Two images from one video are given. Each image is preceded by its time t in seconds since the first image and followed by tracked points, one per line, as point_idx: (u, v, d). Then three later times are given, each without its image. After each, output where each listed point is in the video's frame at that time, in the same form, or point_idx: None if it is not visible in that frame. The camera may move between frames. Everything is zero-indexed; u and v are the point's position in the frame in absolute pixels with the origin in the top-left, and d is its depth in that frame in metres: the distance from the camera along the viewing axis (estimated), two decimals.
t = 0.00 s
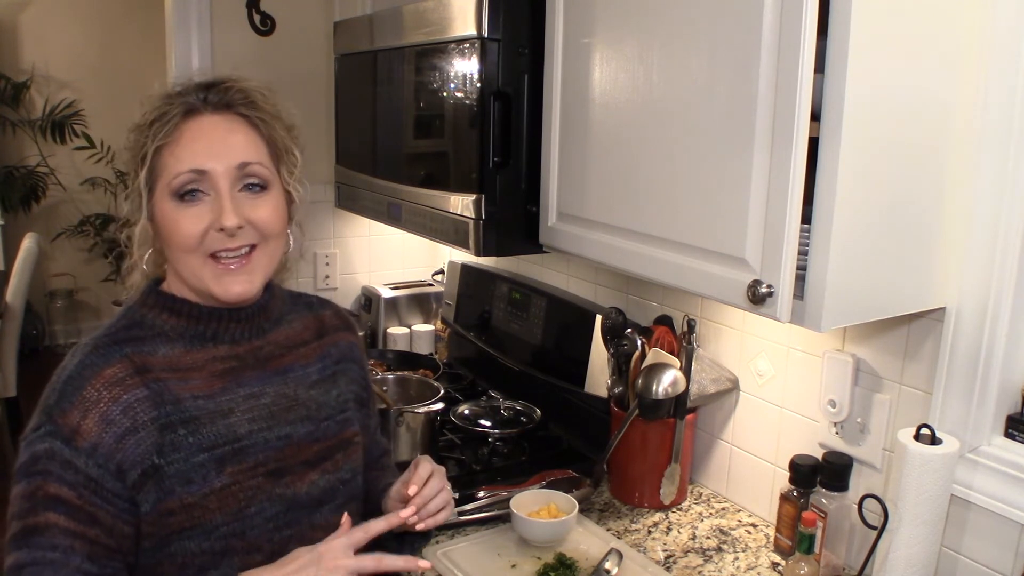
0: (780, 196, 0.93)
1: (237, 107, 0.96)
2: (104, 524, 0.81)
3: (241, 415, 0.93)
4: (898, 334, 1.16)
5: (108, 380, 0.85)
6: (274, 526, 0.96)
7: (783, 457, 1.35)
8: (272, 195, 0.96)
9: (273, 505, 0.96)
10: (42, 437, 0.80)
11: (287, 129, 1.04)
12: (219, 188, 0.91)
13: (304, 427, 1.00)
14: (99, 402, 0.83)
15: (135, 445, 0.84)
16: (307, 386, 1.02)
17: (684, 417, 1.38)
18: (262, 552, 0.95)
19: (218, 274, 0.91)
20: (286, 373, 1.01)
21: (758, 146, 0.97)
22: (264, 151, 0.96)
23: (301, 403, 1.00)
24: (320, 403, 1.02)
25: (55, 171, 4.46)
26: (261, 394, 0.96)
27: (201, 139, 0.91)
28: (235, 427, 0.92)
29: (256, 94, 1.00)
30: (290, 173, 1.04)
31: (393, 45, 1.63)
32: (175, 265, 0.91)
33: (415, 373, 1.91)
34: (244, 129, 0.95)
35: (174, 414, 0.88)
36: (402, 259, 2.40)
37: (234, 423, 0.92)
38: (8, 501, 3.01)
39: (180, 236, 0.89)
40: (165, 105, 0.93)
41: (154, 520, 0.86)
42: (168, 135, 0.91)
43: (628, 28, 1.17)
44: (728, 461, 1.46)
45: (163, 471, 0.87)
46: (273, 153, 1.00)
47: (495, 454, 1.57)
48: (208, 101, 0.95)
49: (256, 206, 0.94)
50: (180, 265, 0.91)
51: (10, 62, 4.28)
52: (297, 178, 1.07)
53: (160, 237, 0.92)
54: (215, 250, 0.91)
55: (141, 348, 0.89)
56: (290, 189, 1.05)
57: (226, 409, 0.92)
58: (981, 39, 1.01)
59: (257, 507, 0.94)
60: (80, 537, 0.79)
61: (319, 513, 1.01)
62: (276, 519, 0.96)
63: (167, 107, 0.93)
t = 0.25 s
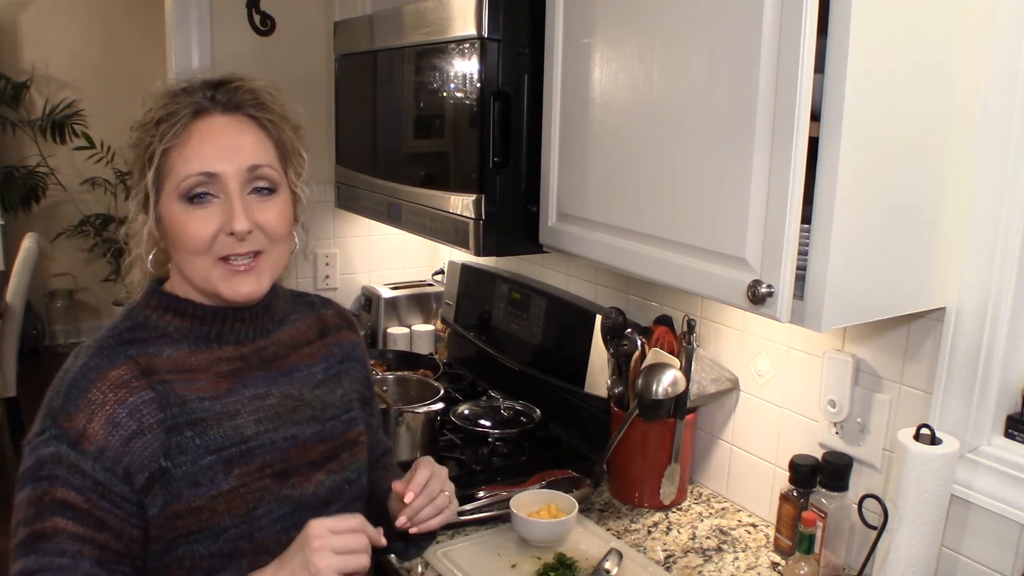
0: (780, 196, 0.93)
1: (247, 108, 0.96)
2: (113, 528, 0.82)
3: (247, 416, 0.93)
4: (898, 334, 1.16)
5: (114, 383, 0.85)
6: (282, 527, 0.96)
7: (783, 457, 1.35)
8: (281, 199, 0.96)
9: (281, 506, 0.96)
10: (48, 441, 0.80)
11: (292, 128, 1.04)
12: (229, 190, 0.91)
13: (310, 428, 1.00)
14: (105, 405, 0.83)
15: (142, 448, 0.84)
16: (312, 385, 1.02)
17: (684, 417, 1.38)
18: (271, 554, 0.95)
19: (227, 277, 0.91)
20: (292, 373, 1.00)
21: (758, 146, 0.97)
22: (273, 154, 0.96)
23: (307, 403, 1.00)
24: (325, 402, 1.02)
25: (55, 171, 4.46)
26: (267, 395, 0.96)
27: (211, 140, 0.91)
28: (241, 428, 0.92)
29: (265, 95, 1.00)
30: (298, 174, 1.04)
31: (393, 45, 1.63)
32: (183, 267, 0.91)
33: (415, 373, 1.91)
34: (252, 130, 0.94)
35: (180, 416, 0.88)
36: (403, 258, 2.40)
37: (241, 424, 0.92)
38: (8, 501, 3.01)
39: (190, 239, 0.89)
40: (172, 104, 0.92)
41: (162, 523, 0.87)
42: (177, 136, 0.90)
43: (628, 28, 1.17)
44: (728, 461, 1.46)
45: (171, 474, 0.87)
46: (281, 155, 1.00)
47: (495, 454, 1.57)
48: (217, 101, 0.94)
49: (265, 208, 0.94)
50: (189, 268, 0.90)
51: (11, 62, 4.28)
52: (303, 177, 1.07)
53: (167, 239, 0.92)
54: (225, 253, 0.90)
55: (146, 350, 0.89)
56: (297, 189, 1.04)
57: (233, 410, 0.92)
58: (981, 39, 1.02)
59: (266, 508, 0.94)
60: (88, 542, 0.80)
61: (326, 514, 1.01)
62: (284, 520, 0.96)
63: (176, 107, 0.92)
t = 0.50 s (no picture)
0: (780, 196, 0.93)
1: (250, 107, 0.96)
2: (123, 534, 0.82)
3: (256, 419, 0.93)
4: (898, 334, 1.16)
5: (122, 388, 0.84)
6: (292, 529, 0.96)
7: (783, 456, 1.35)
8: (286, 198, 0.96)
9: (291, 508, 0.96)
10: (55, 447, 0.79)
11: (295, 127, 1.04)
12: (237, 192, 0.90)
13: (318, 429, 1.00)
14: (114, 410, 0.83)
15: (152, 453, 0.84)
16: (318, 386, 1.02)
17: (684, 417, 1.38)
18: (281, 557, 0.95)
19: (236, 278, 0.91)
20: (298, 374, 1.01)
21: (758, 146, 0.97)
22: (277, 153, 0.96)
23: (313, 404, 1.00)
24: (331, 403, 1.02)
25: (55, 172, 4.46)
26: (274, 397, 0.96)
27: (217, 141, 0.90)
28: (250, 431, 0.92)
29: (267, 93, 0.99)
30: (303, 173, 1.05)
31: (393, 45, 1.63)
32: (191, 270, 0.91)
33: (415, 373, 1.91)
34: (256, 130, 0.94)
35: (189, 420, 0.88)
36: (403, 258, 2.40)
37: (250, 427, 0.92)
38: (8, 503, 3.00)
39: (199, 240, 0.89)
40: (174, 104, 0.92)
41: (172, 529, 0.86)
42: (183, 137, 0.90)
43: (628, 29, 1.17)
44: (728, 461, 1.46)
45: (181, 478, 0.87)
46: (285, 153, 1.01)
47: (495, 454, 1.57)
48: (219, 100, 0.94)
49: (272, 209, 0.94)
50: (197, 270, 0.90)
51: (11, 62, 4.28)
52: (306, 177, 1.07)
53: (173, 241, 0.92)
54: (234, 255, 0.90)
55: (154, 354, 0.88)
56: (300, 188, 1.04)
57: (241, 414, 0.92)
58: (982, 39, 1.01)
59: (276, 511, 0.94)
60: (99, 549, 0.80)
61: (334, 515, 1.01)
62: (295, 523, 0.96)
63: (178, 106, 0.91)
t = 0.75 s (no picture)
0: (780, 195, 0.93)
1: (255, 108, 0.96)
2: (133, 538, 0.81)
3: (262, 419, 0.93)
4: (898, 334, 1.16)
5: (128, 392, 0.84)
6: (300, 529, 0.96)
7: (783, 456, 1.35)
8: (291, 200, 0.96)
9: (299, 508, 0.96)
10: (62, 452, 0.79)
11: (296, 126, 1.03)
12: (243, 195, 0.90)
13: (323, 429, 1.00)
14: (120, 414, 0.83)
15: (160, 456, 0.84)
16: (321, 385, 1.02)
17: (684, 417, 1.38)
18: (290, 557, 0.96)
19: (242, 281, 0.91)
20: (301, 373, 1.01)
21: (758, 147, 0.97)
22: (281, 154, 0.96)
23: (318, 403, 1.00)
24: (334, 402, 1.03)
25: (55, 171, 4.46)
26: (279, 397, 0.96)
27: (223, 143, 0.90)
28: (257, 432, 0.92)
29: (269, 92, 0.99)
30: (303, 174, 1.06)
31: (393, 45, 1.63)
32: (196, 272, 0.90)
33: (415, 373, 1.91)
34: (261, 132, 0.94)
35: (196, 422, 0.88)
36: (403, 258, 2.40)
37: (256, 428, 0.92)
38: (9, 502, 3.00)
39: (205, 244, 0.88)
40: (177, 104, 0.91)
41: (181, 532, 0.87)
42: (188, 139, 0.89)
43: (628, 29, 1.17)
44: (728, 461, 1.46)
45: (189, 481, 0.87)
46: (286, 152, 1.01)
47: (495, 454, 1.57)
48: (223, 100, 0.93)
49: (278, 211, 0.94)
50: (203, 272, 0.90)
51: (11, 62, 4.27)
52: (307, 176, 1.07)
53: (177, 244, 0.91)
54: (241, 258, 0.90)
55: (158, 356, 0.88)
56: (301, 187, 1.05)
57: (247, 414, 0.92)
58: (982, 39, 1.01)
59: (284, 512, 0.95)
60: (109, 554, 0.79)
61: (339, 514, 1.01)
62: (302, 522, 0.97)
63: (182, 108, 0.90)
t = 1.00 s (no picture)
0: (780, 195, 0.93)
1: (269, 113, 0.96)
2: (141, 541, 0.81)
3: (266, 419, 0.93)
4: (898, 334, 1.16)
5: (132, 395, 0.84)
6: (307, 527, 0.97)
7: (783, 456, 1.35)
8: (300, 205, 0.96)
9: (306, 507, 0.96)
10: (67, 458, 0.79)
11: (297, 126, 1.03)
12: (260, 202, 0.89)
13: (326, 426, 1.00)
14: (125, 418, 0.82)
15: (166, 458, 0.84)
16: (322, 383, 1.02)
17: (684, 417, 1.38)
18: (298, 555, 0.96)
19: (253, 285, 0.91)
20: (302, 372, 1.01)
21: (758, 147, 0.97)
22: (292, 159, 0.95)
23: (319, 401, 1.00)
24: (335, 399, 1.03)
25: (55, 171, 4.46)
26: (282, 396, 0.96)
27: (241, 149, 0.89)
28: (262, 432, 0.92)
29: (280, 96, 1.00)
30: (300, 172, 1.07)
31: (393, 45, 1.63)
32: (207, 276, 0.90)
33: (415, 373, 1.91)
34: (276, 137, 0.93)
35: (201, 423, 0.88)
36: (403, 258, 2.40)
37: (261, 427, 0.92)
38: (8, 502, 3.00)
39: (221, 250, 0.87)
40: (188, 105, 0.90)
41: (189, 533, 0.87)
42: (205, 144, 0.88)
43: (628, 29, 1.17)
44: (728, 461, 1.46)
45: (196, 483, 0.87)
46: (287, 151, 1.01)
47: (495, 454, 1.56)
48: (235, 101, 0.93)
49: (291, 217, 0.93)
50: (213, 276, 0.89)
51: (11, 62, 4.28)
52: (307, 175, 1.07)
53: (186, 247, 0.89)
54: (254, 263, 0.90)
55: (160, 358, 0.88)
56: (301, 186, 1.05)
57: (252, 414, 0.92)
58: (981, 39, 1.01)
59: (292, 510, 0.95)
60: (117, 557, 0.79)
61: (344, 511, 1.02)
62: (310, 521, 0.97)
63: (194, 109, 0.89)
